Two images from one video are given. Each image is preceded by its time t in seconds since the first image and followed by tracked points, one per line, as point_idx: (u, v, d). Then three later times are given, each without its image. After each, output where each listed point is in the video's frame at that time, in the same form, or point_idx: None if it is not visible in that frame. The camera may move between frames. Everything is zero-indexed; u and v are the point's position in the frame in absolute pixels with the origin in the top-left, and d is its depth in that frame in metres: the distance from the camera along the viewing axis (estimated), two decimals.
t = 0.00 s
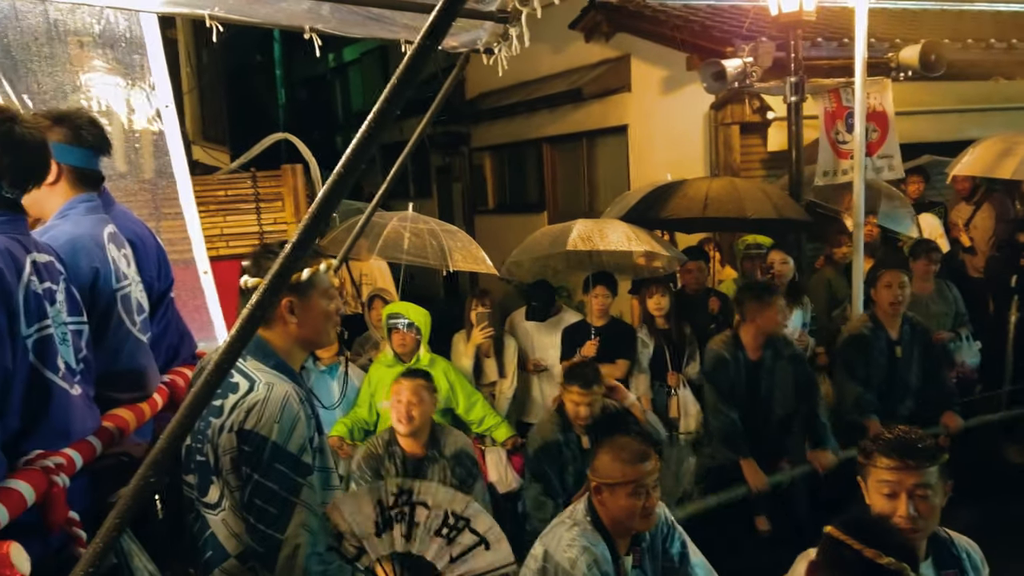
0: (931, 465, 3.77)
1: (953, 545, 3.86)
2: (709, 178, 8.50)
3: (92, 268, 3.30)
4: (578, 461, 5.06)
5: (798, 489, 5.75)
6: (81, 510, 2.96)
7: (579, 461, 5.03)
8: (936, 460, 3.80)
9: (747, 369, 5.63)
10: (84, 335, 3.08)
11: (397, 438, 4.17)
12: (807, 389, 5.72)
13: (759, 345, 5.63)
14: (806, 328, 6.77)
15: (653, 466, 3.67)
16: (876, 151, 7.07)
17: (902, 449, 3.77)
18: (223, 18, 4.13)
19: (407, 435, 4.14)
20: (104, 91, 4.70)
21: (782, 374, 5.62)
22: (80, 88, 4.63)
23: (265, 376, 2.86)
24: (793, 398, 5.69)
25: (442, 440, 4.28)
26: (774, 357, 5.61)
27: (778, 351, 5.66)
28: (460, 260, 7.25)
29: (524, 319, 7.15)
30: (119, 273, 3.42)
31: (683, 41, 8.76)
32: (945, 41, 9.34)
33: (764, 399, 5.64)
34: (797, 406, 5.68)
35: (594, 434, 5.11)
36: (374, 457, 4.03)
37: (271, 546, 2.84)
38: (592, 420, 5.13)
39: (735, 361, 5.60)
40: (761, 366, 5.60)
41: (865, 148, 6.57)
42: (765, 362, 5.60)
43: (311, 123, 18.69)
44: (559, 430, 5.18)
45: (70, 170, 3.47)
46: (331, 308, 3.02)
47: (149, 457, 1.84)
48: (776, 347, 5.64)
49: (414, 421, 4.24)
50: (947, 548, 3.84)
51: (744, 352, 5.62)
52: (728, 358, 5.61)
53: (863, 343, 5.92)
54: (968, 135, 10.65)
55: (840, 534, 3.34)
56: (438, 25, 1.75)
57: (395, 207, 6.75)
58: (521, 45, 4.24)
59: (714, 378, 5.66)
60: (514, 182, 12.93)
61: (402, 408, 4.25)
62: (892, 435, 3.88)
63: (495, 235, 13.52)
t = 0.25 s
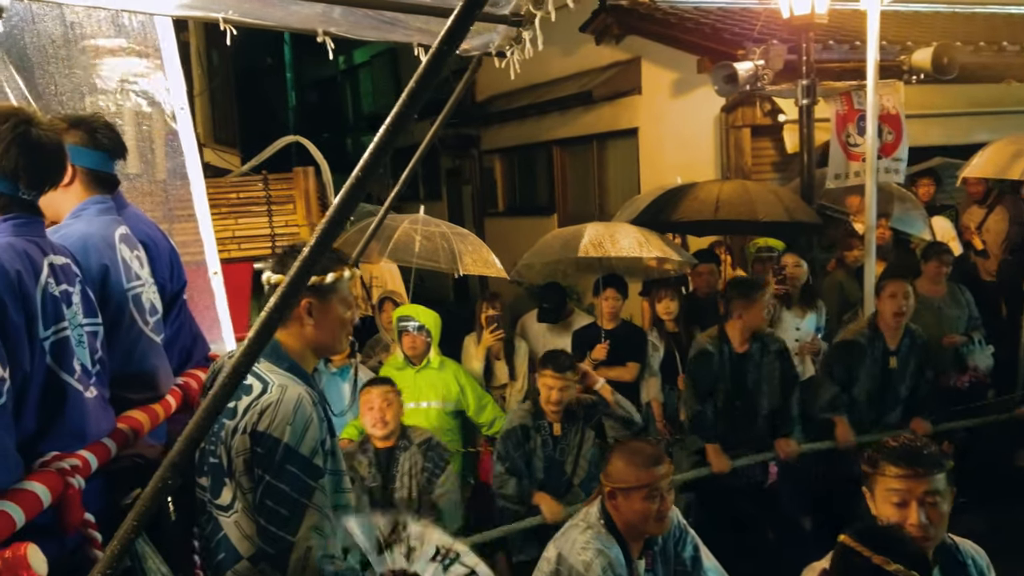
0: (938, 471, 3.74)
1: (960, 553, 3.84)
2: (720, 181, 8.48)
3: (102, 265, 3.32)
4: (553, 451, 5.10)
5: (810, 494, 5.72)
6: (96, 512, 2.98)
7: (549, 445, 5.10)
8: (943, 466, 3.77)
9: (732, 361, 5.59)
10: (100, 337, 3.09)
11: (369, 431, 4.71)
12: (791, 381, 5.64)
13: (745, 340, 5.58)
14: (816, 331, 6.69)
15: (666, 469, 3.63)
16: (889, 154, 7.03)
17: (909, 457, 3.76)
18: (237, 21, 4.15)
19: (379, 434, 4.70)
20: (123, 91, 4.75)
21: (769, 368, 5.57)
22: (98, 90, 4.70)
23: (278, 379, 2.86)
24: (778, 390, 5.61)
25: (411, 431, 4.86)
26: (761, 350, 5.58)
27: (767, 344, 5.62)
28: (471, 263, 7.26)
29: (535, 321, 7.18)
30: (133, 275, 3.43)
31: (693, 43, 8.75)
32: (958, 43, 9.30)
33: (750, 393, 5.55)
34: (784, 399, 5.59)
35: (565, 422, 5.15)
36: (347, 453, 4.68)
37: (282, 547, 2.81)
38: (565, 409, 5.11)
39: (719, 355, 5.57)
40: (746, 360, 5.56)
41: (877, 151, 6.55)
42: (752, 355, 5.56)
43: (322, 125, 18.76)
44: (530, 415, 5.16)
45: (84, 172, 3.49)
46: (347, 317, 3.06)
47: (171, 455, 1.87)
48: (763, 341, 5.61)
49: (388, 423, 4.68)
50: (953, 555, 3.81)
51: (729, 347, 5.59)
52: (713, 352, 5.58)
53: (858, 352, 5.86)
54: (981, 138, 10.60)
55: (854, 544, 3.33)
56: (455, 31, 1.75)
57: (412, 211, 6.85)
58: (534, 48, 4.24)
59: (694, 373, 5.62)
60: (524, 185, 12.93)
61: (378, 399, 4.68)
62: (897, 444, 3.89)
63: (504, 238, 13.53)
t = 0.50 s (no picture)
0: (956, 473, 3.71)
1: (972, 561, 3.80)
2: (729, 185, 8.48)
3: (114, 266, 3.34)
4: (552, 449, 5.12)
5: (820, 499, 5.69)
6: (109, 513, 2.99)
7: (547, 441, 5.13)
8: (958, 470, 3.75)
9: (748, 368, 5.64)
10: (112, 338, 3.11)
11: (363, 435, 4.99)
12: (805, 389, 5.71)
13: (763, 349, 5.64)
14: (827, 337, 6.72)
15: (676, 473, 3.64)
16: (899, 156, 6.99)
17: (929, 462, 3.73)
18: (249, 25, 4.19)
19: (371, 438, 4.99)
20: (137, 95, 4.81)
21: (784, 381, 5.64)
22: (111, 92, 4.75)
23: (286, 381, 2.88)
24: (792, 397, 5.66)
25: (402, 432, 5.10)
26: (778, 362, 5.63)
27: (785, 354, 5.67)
28: (480, 267, 7.29)
29: (544, 324, 7.22)
30: (145, 276, 3.44)
31: (702, 47, 8.74)
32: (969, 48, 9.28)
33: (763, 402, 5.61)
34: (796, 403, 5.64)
35: (566, 419, 5.18)
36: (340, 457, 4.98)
37: (290, 549, 2.81)
38: (564, 405, 5.14)
39: (737, 362, 5.62)
40: (763, 370, 5.62)
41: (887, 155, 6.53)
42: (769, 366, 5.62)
43: (331, 128, 18.82)
44: (528, 411, 5.21)
45: (97, 174, 3.51)
46: (360, 330, 3.10)
47: (186, 452, 1.89)
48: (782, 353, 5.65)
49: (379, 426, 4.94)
50: (964, 561, 3.77)
51: (747, 354, 5.64)
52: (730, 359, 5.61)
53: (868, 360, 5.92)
54: (991, 143, 10.57)
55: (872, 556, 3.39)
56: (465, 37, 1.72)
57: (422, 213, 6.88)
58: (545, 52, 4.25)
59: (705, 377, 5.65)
60: (532, 188, 12.94)
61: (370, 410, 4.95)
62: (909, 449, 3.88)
63: (512, 240, 13.55)
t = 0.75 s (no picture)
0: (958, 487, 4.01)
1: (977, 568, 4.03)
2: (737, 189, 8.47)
3: (129, 268, 3.36)
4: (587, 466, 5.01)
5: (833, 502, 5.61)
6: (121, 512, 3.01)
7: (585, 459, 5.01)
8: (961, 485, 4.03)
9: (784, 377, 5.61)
10: (124, 340, 3.12)
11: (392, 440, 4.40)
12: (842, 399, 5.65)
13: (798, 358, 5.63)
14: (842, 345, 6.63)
15: (686, 476, 3.69)
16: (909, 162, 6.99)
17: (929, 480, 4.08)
18: (262, 28, 4.24)
19: (400, 442, 4.39)
20: (145, 100, 4.82)
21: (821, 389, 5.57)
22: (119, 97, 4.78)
23: (296, 382, 2.89)
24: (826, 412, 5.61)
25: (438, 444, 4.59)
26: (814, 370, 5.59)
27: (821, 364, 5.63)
28: (488, 271, 7.31)
29: (552, 328, 7.23)
30: (159, 277, 3.46)
31: (711, 51, 8.74)
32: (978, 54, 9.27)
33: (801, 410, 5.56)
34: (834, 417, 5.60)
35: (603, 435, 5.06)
36: (370, 466, 4.41)
37: (296, 550, 2.85)
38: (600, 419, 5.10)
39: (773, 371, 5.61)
40: (800, 378, 5.57)
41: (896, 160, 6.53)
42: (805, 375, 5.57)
43: (339, 132, 18.85)
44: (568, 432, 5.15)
45: (113, 175, 3.55)
46: (371, 332, 3.11)
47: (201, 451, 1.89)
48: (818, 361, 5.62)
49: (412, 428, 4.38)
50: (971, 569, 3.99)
51: (783, 363, 5.63)
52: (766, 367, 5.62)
53: (890, 356, 5.97)
54: (999, 149, 10.54)
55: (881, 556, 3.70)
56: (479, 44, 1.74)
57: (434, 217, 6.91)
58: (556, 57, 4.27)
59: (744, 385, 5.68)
60: (540, 192, 12.95)
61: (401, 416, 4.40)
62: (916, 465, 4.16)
63: (520, 243, 13.56)
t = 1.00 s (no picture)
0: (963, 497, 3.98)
1: None
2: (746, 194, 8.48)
3: (153, 274, 3.40)
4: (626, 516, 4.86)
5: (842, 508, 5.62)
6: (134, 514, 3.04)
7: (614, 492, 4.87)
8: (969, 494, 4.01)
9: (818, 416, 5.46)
10: (140, 341, 3.15)
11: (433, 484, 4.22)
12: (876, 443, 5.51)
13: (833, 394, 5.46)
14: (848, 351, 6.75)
15: (699, 479, 3.66)
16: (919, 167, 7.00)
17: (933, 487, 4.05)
18: (276, 31, 4.27)
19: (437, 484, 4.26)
20: (161, 101, 4.88)
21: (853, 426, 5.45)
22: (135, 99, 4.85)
23: (311, 384, 2.91)
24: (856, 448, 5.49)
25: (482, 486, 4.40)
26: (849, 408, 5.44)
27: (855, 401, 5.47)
28: (497, 274, 7.34)
29: (561, 331, 7.24)
30: (175, 279, 3.49)
31: (721, 56, 8.74)
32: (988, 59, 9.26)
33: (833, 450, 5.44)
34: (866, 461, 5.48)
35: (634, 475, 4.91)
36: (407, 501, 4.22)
37: (312, 551, 2.86)
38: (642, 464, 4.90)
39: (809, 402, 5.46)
40: (834, 412, 5.43)
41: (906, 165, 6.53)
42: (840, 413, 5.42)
43: (348, 135, 18.92)
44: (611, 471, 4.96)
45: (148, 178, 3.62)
46: (384, 330, 3.14)
47: (221, 453, 1.88)
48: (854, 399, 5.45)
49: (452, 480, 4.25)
50: None
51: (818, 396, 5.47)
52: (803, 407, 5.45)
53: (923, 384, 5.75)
54: (1009, 154, 10.53)
55: None
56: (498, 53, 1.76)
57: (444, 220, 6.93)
58: (569, 61, 4.29)
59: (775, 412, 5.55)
60: (549, 196, 12.97)
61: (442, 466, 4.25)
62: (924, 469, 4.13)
63: (528, 247, 13.58)
